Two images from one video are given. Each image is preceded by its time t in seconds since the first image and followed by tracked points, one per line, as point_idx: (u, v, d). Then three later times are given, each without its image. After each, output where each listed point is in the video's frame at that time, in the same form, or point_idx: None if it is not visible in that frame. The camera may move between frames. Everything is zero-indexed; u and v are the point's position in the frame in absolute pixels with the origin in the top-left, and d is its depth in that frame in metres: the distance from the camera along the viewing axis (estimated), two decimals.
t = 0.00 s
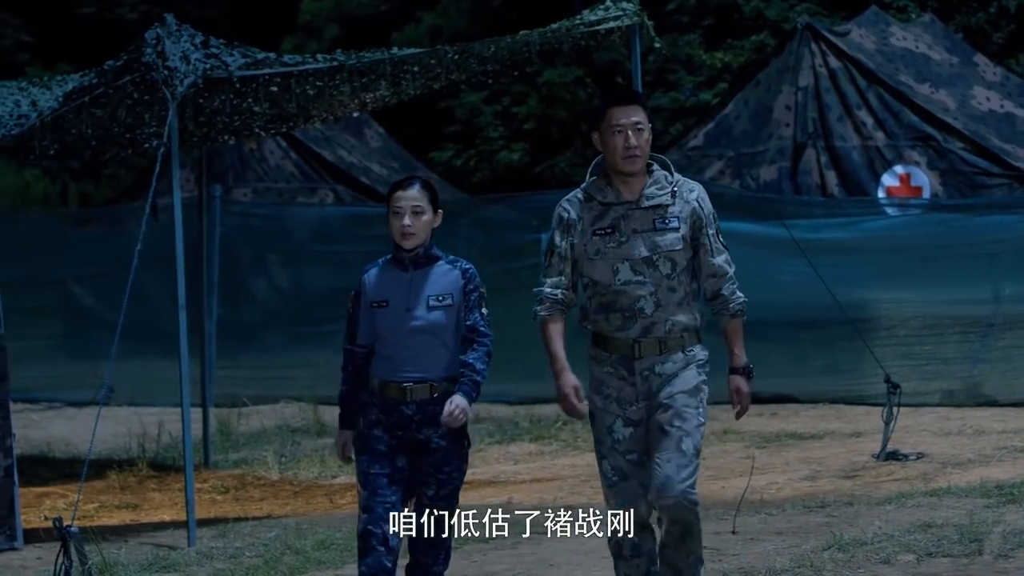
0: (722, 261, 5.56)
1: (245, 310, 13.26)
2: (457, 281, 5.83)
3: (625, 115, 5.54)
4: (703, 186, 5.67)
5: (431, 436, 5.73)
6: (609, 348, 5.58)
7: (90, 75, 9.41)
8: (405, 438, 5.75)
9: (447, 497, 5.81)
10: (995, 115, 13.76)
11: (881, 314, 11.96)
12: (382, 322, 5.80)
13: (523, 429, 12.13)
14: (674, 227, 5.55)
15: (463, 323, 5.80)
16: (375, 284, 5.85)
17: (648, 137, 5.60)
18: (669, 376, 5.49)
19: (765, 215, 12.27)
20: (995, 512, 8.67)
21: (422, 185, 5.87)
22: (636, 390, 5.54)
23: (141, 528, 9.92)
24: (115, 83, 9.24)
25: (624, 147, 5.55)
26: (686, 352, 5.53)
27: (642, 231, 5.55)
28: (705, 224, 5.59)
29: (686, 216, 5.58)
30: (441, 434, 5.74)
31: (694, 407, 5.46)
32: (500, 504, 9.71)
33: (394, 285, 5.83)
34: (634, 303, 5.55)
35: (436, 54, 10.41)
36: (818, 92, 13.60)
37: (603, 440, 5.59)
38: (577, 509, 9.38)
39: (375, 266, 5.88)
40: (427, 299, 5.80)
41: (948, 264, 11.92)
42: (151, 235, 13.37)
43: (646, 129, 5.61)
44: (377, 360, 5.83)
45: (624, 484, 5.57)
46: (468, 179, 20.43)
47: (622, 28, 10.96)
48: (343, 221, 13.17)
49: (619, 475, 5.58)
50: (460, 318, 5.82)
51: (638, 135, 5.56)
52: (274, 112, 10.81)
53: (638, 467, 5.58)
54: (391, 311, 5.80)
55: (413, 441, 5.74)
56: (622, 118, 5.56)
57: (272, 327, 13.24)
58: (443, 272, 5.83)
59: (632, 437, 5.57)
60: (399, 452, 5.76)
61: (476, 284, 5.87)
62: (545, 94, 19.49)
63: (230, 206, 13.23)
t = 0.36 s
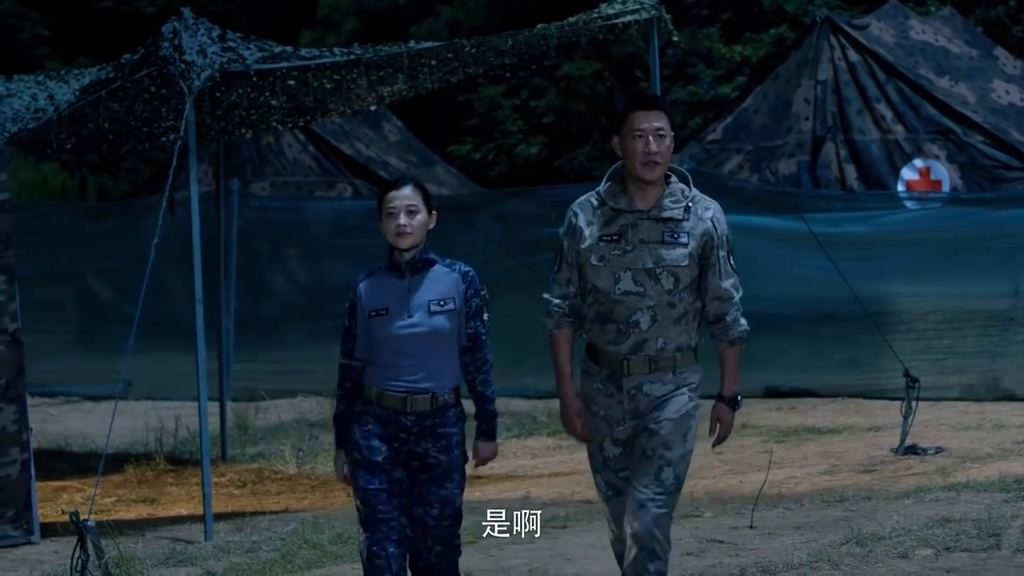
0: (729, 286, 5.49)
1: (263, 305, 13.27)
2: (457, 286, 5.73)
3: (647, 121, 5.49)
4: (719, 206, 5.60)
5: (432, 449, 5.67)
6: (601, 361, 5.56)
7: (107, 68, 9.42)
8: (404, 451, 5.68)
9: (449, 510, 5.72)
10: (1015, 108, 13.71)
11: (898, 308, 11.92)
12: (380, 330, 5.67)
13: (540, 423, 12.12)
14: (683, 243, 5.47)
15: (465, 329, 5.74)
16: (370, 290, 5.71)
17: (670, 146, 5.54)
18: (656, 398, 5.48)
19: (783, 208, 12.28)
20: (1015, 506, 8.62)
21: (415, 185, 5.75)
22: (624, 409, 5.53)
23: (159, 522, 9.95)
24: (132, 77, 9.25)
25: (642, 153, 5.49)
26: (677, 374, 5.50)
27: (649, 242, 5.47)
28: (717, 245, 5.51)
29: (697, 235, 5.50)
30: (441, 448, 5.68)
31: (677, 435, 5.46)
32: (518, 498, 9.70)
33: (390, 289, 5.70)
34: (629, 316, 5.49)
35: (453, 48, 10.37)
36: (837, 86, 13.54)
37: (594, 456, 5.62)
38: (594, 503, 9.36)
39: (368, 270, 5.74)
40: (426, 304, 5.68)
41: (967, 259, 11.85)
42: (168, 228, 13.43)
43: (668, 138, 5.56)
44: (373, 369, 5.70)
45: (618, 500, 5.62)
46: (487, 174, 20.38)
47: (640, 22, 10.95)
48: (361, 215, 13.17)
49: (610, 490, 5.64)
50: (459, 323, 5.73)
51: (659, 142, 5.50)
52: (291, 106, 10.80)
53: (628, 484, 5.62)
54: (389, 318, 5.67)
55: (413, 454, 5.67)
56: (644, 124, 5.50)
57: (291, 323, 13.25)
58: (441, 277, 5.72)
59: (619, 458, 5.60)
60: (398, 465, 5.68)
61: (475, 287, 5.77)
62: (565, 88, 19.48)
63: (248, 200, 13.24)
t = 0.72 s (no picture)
0: (721, 281, 5.29)
1: (280, 298, 13.28)
2: (461, 280, 5.70)
3: (639, 108, 5.49)
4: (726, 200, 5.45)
5: (428, 440, 5.61)
6: (594, 353, 5.49)
7: (122, 62, 9.43)
8: (400, 442, 5.63)
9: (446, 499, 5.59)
10: None
11: (916, 303, 11.86)
12: (379, 320, 5.67)
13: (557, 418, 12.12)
14: (677, 234, 5.39)
15: (470, 327, 5.70)
16: (372, 278, 5.69)
17: (668, 133, 5.48)
18: (647, 390, 5.38)
19: (802, 203, 12.24)
20: None
21: (424, 173, 5.71)
22: (615, 400, 5.43)
23: (174, 516, 9.97)
24: (148, 70, 9.25)
25: (634, 138, 5.47)
26: (671, 368, 5.39)
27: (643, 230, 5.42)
28: (714, 236, 5.35)
29: (693, 226, 5.39)
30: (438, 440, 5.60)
31: (671, 437, 5.40)
32: (534, 493, 9.69)
33: (392, 279, 5.68)
34: (620, 306, 5.44)
35: (468, 41, 10.32)
36: (855, 79, 13.55)
37: (571, 439, 5.47)
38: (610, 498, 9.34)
39: (373, 258, 5.74)
40: (428, 297, 5.66)
41: (985, 253, 11.75)
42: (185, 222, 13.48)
43: (672, 126, 5.50)
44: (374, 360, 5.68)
45: (584, 491, 5.42)
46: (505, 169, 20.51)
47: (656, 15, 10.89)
48: (378, 209, 13.17)
49: (581, 480, 5.43)
50: (462, 318, 5.70)
51: (653, 128, 5.47)
52: (307, 100, 10.80)
53: (602, 475, 5.44)
54: (389, 308, 5.66)
55: (409, 446, 5.62)
56: (640, 110, 5.50)
57: (308, 318, 13.25)
58: (446, 270, 5.70)
59: (603, 447, 5.45)
60: (396, 456, 5.64)
61: (480, 283, 5.74)
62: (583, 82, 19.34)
63: (265, 193, 13.25)
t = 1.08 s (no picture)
0: (729, 276, 5.12)
1: (304, 295, 13.28)
2: (473, 285, 5.44)
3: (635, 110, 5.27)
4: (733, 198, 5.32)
5: (436, 454, 5.37)
6: (606, 363, 5.29)
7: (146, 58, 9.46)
8: (408, 455, 5.41)
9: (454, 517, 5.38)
10: None
11: (944, 300, 11.78)
12: (387, 325, 5.45)
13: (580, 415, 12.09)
14: (688, 237, 5.23)
15: (481, 334, 5.42)
16: (384, 281, 5.48)
17: (666, 133, 5.26)
18: (669, 401, 5.23)
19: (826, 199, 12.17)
20: None
21: (442, 171, 5.52)
22: (634, 411, 5.26)
23: (198, 514, 9.98)
24: (172, 66, 9.28)
25: (630, 141, 5.26)
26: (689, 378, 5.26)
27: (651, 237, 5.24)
28: (722, 233, 5.21)
29: (702, 226, 5.24)
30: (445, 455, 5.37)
31: (693, 447, 5.30)
32: (559, 490, 9.66)
33: (405, 282, 5.45)
34: (634, 316, 5.25)
35: (493, 38, 10.27)
36: (882, 76, 13.45)
37: (585, 446, 5.27)
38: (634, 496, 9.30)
39: (389, 257, 5.51)
40: (438, 302, 5.42)
41: (1011, 250, 11.69)
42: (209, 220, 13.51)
43: (669, 125, 5.28)
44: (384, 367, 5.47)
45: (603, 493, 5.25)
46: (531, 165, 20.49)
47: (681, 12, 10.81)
48: (402, 206, 13.15)
49: (600, 479, 5.26)
50: (472, 324, 5.43)
51: (651, 130, 5.25)
52: (331, 96, 10.79)
53: (619, 480, 5.27)
54: (399, 312, 5.43)
55: (417, 460, 5.39)
56: (635, 112, 5.28)
57: (333, 315, 13.25)
58: (458, 275, 5.44)
59: (620, 455, 5.27)
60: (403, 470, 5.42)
61: (494, 287, 5.45)
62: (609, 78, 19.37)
63: (290, 190, 13.26)
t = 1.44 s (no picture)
0: (730, 267, 5.28)
1: (330, 293, 13.33)
2: (480, 276, 5.44)
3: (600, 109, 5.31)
4: (710, 181, 5.37)
5: (450, 448, 5.38)
6: (608, 371, 5.31)
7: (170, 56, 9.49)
8: (424, 449, 5.42)
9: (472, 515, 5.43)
10: None
11: (971, 298, 11.72)
12: (401, 319, 5.48)
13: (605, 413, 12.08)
14: (678, 226, 5.26)
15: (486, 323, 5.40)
16: (397, 275, 5.52)
17: (633, 128, 5.31)
18: (679, 407, 5.28)
19: (852, 197, 12.09)
20: None
21: (444, 166, 5.51)
22: (641, 420, 5.29)
23: (223, 511, 10.00)
24: (197, 64, 9.31)
25: (599, 141, 5.30)
26: (694, 378, 5.31)
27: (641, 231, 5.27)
28: (714, 223, 5.30)
29: (691, 216, 5.29)
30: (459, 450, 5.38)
31: (705, 453, 5.31)
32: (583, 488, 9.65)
33: (417, 277, 5.48)
34: (634, 318, 5.26)
35: (519, 35, 10.22)
36: (908, 73, 13.36)
37: (594, 471, 5.32)
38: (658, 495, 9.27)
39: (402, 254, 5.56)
40: (446, 295, 5.43)
41: None
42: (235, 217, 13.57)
43: (636, 119, 5.33)
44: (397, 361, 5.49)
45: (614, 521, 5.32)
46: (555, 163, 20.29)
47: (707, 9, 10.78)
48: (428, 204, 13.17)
49: (608, 511, 5.32)
50: (480, 315, 5.42)
51: (618, 127, 5.30)
52: (356, 94, 10.82)
53: (628, 506, 5.33)
54: (412, 305, 5.46)
55: (432, 454, 5.41)
56: (601, 111, 5.32)
57: (358, 312, 13.29)
58: (467, 266, 5.45)
59: (629, 474, 5.32)
60: (418, 466, 5.44)
61: (501, 277, 5.44)
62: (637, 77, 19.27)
63: (316, 187, 13.30)
